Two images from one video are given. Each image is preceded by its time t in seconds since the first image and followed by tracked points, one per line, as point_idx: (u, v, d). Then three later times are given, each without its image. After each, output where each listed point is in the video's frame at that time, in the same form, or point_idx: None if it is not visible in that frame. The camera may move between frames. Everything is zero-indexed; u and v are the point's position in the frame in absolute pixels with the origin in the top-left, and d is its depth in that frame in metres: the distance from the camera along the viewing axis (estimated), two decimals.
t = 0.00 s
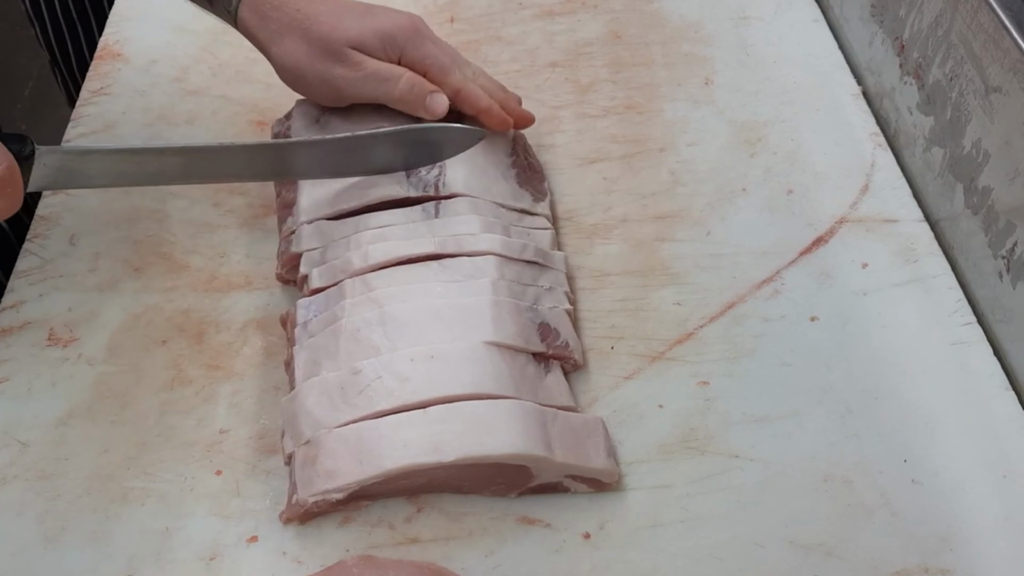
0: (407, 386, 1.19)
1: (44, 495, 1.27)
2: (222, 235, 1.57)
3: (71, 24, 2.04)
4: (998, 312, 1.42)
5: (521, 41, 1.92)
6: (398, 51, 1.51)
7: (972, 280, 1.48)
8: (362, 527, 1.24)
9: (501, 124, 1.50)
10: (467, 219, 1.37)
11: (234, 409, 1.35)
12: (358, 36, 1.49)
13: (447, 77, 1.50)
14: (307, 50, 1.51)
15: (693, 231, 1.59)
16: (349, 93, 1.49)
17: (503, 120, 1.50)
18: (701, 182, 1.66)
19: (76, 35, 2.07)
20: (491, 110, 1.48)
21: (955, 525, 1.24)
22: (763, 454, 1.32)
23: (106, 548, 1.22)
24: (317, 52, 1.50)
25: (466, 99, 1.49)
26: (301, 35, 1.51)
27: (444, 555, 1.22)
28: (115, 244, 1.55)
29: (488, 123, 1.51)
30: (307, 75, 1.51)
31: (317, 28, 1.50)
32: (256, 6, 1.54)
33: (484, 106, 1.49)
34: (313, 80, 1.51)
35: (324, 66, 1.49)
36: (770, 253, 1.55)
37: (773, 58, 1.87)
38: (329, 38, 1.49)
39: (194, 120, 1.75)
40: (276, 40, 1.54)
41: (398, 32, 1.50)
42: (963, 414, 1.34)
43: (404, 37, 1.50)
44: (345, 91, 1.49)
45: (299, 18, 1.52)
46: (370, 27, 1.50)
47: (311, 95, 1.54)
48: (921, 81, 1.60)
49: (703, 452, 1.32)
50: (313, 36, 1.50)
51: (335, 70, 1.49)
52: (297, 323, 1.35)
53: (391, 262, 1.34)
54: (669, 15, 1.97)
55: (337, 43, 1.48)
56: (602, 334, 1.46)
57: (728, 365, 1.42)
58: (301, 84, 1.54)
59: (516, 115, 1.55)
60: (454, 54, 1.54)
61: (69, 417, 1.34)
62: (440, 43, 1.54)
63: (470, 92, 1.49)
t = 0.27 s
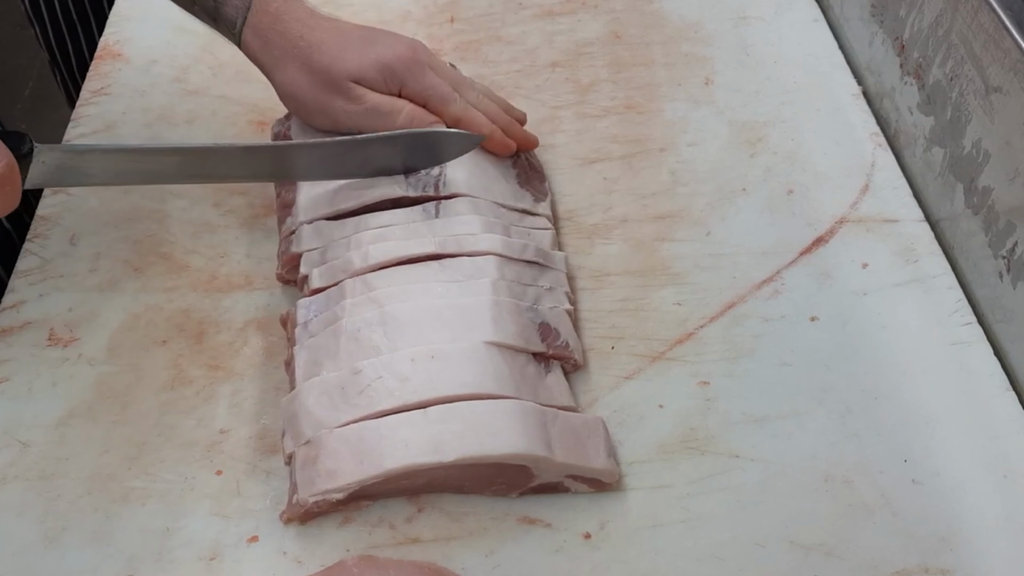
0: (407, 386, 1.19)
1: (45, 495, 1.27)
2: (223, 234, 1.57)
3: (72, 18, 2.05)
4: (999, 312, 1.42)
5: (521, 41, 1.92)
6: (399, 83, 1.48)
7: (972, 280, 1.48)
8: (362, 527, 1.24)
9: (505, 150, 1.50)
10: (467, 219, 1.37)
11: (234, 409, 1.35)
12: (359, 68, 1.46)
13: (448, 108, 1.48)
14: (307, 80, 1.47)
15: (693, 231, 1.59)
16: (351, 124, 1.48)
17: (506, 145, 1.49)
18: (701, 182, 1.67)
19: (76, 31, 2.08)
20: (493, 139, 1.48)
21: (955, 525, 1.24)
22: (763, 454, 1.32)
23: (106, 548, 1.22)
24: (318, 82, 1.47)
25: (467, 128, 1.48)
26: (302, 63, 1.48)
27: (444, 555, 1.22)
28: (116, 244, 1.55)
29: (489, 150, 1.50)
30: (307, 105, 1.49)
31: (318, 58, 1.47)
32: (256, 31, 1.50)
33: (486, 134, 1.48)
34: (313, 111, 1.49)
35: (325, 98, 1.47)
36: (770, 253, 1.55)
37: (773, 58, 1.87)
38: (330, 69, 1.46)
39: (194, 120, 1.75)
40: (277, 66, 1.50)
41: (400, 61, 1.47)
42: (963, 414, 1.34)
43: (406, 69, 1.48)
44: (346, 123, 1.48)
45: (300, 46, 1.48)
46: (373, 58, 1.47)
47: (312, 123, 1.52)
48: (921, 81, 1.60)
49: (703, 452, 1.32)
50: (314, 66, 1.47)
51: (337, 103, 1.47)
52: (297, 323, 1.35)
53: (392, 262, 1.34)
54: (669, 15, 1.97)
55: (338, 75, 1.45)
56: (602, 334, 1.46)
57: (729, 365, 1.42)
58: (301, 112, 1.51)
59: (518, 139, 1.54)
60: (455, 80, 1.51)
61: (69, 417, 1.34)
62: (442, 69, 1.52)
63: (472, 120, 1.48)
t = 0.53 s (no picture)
0: (408, 386, 1.19)
1: (45, 495, 1.27)
2: (223, 234, 1.57)
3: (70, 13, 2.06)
4: (999, 312, 1.42)
5: (521, 41, 1.92)
6: (403, 85, 1.48)
7: (973, 280, 1.48)
8: (362, 527, 1.24)
9: (507, 152, 1.50)
10: (467, 219, 1.37)
11: (234, 409, 1.35)
12: (364, 71, 1.46)
13: (451, 111, 1.48)
14: (311, 83, 1.47)
15: (693, 231, 1.59)
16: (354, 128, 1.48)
17: (510, 148, 1.50)
18: (701, 182, 1.67)
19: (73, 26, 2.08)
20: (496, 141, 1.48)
21: (955, 525, 1.24)
22: (763, 454, 1.32)
23: (107, 548, 1.22)
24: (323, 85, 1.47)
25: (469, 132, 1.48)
26: (306, 66, 1.48)
27: (444, 555, 1.22)
28: (116, 244, 1.55)
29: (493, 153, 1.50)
30: (311, 108, 1.49)
31: (323, 61, 1.47)
32: (261, 32, 1.50)
33: (489, 137, 1.48)
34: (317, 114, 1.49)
35: (330, 101, 1.47)
36: (770, 253, 1.55)
37: (773, 58, 1.87)
38: (334, 72, 1.46)
39: (194, 120, 1.75)
40: (281, 69, 1.50)
41: (404, 65, 1.48)
42: (963, 414, 1.34)
43: (410, 72, 1.48)
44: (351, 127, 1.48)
45: (305, 48, 1.48)
46: (377, 61, 1.47)
47: (316, 126, 1.52)
48: (922, 81, 1.60)
49: (703, 452, 1.32)
50: (319, 69, 1.47)
51: (341, 107, 1.47)
52: (298, 323, 1.35)
53: (392, 262, 1.34)
54: (669, 15, 1.97)
55: (342, 78, 1.45)
56: (602, 334, 1.46)
57: (729, 365, 1.42)
58: (304, 115, 1.52)
59: (521, 142, 1.54)
60: (459, 83, 1.52)
61: (69, 417, 1.34)
62: (446, 72, 1.52)
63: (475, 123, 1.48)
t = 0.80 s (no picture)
0: (408, 386, 1.19)
1: (45, 495, 1.27)
2: (223, 235, 1.57)
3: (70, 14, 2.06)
4: (999, 312, 1.42)
5: (521, 41, 1.92)
6: (405, 77, 1.48)
7: (973, 280, 1.48)
8: (362, 527, 1.24)
9: (508, 148, 1.50)
10: (467, 219, 1.37)
11: (234, 409, 1.35)
12: (367, 59, 1.46)
13: (453, 104, 1.47)
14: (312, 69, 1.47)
15: (693, 231, 1.59)
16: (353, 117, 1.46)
17: (511, 144, 1.49)
18: (701, 182, 1.67)
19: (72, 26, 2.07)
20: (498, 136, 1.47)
21: (954, 525, 1.24)
22: (763, 454, 1.32)
23: (106, 548, 1.22)
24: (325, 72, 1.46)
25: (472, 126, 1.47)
26: (307, 53, 1.47)
27: (444, 555, 1.22)
28: (116, 244, 1.55)
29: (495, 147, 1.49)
30: (311, 94, 1.48)
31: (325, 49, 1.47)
32: (262, 21, 1.50)
33: (491, 132, 1.48)
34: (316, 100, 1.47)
35: (330, 87, 1.46)
36: (770, 253, 1.55)
37: (773, 58, 1.87)
38: (336, 60, 1.46)
39: (194, 120, 1.75)
40: (282, 56, 1.49)
41: (406, 56, 1.47)
42: (963, 414, 1.34)
43: (412, 64, 1.48)
44: (350, 115, 1.47)
45: (307, 37, 1.48)
46: (378, 52, 1.47)
47: (316, 113, 1.50)
48: (922, 81, 1.60)
49: (703, 452, 1.32)
50: (320, 57, 1.47)
51: (342, 93, 1.45)
52: (297, 323, 1.35)
53: (391, 262, 1.34)
54: (669, 15, 1.97)
55: (344, 65, 1.45)
56: (602, 335, 1.46)
57: (729, 365, 1.42)
58: (304, 103, 1.50)
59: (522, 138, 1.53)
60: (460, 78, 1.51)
61: (69, 417, 1.34)
62: (447, 68, 1.51)
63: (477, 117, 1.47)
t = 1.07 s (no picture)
0: (408, 386, 1.19)
1: (45, 495, 1.27)
2: (222, 235, 1.57)
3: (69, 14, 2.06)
4: (999, 311, 1.42)
5: (521, 41, 1.92)
6: (400, 100, 1.47)
7: (973, 280, 1.48)
8: (362, 527, 1.24)
9: (507, 163, 1.47)
10: (467, 219, 1.37)
11: (234, 409, 1.35)
12: (362, 84, 1.45)
13: (449, 125, 1.46)
14: (307, 95, 1.46)
15: (693, 231, 1.59)
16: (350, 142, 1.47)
17: (511, 159, 1.47)
18: (701, 182, 1.67)
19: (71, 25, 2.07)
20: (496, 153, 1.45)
21: (954, 525, 1.24)
22: (763, 454, 1.32)
23: (106, 548, 1.22)
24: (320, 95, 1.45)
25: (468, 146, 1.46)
26: (301, 76, 1.47)
27: (444, 555, 1.22)
28: (115, 244, 1.55)
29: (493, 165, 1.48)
30: (306, 120, 1.48)
31: (319, 72, 1.46)
32: (257, 42, 1.50)
33: (489, 148, 1.45)
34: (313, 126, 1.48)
35: (325, 114, 1.46)
36: (770, 253, 1.55)
37: (773, 58, 1.87)
38: (331, 85, 1.45)
39: (194, 120, 1.75)
40: (276, 79, 1.49)
41: (401, 78, 1.47)
42: (962, 414, 1.34)
43: (407, 86, 1.47)
44: (348, 139, 1.47)
45: (302, 60, 1.47)
46: (374, 74, 1.47)
47: (311, 138, 1.51)
48: (921, 81, 1.60)
49: (703, 452, 1.32)
50: (315, 81, 1.46)
51: (338, 120, 1.46)
52: (298, 323, 1.35)
53: (391, 262, 1.34)
54: (669, 15, 1.97)
55: (339, 91, 1.45)
56: (602, 335, 1.46)
57: (729, 365, 1.42)
58: (300, 128, 1.50)
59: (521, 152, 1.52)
60: (456, 97, 1.50)
61: (70, 417, 1.34)
62: (443, 86, 1.50)
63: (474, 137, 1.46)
